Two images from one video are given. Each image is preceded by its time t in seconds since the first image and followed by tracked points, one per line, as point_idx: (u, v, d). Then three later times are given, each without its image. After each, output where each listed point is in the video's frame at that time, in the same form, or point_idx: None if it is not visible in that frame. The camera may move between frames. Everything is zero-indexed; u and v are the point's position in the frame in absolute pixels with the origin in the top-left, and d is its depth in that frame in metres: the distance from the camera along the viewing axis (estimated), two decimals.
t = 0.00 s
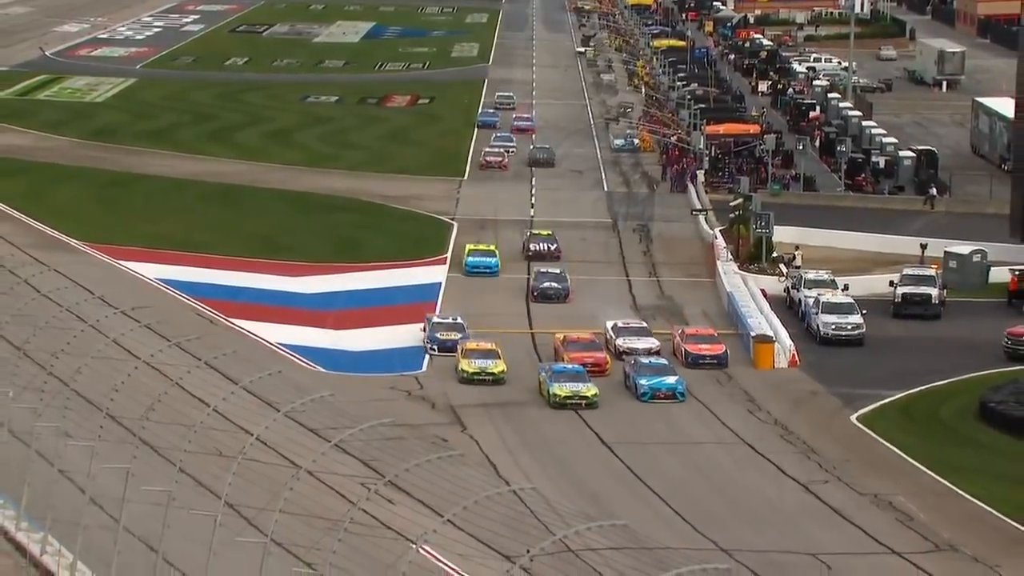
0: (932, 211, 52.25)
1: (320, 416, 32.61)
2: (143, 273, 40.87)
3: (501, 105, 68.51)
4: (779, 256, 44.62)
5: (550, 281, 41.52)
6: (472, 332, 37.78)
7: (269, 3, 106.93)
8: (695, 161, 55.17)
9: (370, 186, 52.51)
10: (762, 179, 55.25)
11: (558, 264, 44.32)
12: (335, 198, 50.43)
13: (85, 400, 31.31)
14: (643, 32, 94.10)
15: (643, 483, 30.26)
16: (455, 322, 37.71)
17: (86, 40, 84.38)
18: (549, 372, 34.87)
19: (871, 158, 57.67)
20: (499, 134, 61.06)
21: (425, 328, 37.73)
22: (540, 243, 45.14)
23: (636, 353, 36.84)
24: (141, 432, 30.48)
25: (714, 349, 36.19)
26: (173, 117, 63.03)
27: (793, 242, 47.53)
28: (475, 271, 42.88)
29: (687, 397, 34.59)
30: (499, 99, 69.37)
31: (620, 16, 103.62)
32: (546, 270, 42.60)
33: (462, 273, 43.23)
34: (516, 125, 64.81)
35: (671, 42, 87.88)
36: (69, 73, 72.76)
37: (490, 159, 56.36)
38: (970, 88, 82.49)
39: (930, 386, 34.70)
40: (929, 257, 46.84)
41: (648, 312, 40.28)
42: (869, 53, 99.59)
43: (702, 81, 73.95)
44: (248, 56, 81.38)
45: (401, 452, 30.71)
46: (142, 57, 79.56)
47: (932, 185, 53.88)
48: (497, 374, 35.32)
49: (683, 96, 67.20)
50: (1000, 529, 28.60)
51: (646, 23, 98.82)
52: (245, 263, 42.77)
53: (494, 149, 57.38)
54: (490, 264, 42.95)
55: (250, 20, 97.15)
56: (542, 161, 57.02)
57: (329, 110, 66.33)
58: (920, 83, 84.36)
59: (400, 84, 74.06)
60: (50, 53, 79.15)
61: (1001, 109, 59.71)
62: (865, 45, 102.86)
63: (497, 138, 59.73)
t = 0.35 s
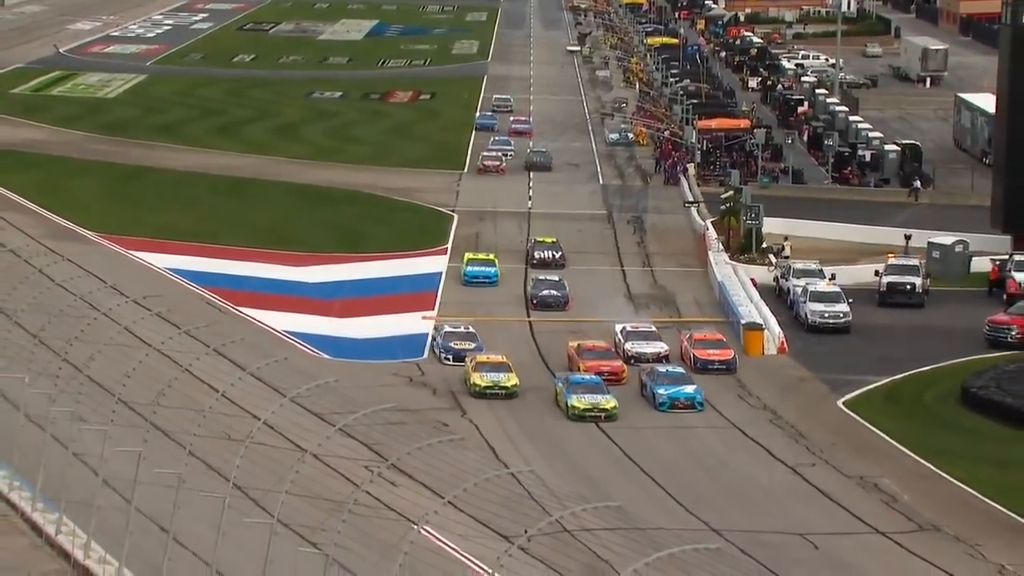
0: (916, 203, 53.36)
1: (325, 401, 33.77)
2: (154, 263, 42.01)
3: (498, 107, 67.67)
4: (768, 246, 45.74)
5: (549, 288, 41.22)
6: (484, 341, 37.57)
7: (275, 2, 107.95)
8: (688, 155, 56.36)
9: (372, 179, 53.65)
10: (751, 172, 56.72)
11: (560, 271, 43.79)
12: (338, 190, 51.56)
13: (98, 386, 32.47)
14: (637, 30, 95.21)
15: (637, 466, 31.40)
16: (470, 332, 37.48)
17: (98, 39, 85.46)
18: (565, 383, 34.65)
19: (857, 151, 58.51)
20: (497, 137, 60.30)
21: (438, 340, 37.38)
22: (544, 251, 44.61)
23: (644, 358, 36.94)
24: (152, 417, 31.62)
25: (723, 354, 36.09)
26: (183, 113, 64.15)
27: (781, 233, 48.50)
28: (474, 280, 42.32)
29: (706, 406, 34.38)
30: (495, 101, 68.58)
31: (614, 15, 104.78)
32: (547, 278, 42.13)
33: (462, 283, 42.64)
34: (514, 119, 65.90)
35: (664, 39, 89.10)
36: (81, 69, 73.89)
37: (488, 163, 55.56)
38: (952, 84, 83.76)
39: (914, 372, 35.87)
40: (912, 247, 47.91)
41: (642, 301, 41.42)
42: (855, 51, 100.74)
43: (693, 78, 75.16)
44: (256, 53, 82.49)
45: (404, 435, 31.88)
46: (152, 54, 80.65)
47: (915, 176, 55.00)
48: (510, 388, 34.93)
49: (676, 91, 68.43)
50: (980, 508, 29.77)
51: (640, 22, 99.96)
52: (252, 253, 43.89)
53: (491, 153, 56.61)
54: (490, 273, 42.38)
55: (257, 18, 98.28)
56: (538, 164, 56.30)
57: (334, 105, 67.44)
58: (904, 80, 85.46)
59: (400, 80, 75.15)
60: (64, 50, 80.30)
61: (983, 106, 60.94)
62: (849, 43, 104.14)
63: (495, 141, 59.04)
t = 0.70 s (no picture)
0: (896, 193, 54.98)
1: (330, 384, 35.34)
2: (168, 251, 43.57)
3: (496, 110, 67.45)
4: (755, 237, 47.33)
5: (550, 294, 41.24)
6: (502, 348, 37.58)
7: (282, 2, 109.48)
8: (678, 149, 58.04)
9: (375, 171, 55.19)
10: (739, 165, 58.31)
11: (563, 278, 43.78)
12: (343, 182, 53.13)
13: (114, 370, 34.00)
14: (629, 28, 96.89)
15: (629, 446, 32.91)
16: (484, 338, 37.60)
17: (113, 37, 86.95)
18: (586, 394, 34.51)
19: (840, 145, 60.08)
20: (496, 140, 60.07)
21: (456, 349, 37.26)
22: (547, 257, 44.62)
23: (652, 360, 37.22)
24: (167, 398, 33.23)
25: (731, 358, 36.43)
26: (194, 108, 65.70)
27: (770, 223, 50.19)
28: (473, 289, 42.13)
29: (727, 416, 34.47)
30: (493, 104, 68.36)
31: (608, 14, 106.52)
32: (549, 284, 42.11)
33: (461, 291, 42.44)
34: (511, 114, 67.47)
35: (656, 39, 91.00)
36: (97, 66, 75.48)
37: (485, 165, 55.33)
38: (932, 80, 85.52)
39: (893, 355, 37.48)
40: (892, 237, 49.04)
41: (634, 288, 43.00)
42: (838, 48, 102.60)
43: (684, 75, 77.02)
44: (265, 51, 83.96)
45: (406, 416, 33.48)
46: (166, 52, 82.10)
47: (895, 170, 56.59)
48: (528, 400, 34.80)
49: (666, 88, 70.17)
50: (955, 484, 31.35)
51: (634, 22, 101.63)
52: (261, 242, 45.46)
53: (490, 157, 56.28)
54: (489, 281, 42.16)
55: (267, 17, 99.80)
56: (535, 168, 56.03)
57: (339, 100, 69.03)
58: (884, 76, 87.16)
59: (401, 76, 76.75)
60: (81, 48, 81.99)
61: (959, 100, 62.55)
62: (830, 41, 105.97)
63: (493, 144, 58.76)
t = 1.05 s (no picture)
0: (869, 183, 57.23)
1: (339, 362, 37.69)
2: (186, 237, 45.89)
3: (492, 112, 67.99)
4: (737, 224, 49.68)
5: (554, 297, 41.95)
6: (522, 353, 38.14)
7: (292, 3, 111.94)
8: (665, 143, 60.49)
9: (380, 162, 57.54)
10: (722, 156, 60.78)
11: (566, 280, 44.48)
12: (349, 172, 55.44)
13: (137, 349, 36.26)
14: (619, 28, 99.58)
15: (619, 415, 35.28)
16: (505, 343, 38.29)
17: (134, 36, 89.39)
18: (611, 403, 34.75)
19: (817, 138, 62.07)
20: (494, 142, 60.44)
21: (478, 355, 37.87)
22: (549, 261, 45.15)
23: (657, 357, 38.18)
24: (186, 374, 35.55)
25: (736, 358, 37.49)
26: (210, 103, 67.99)
27: (750, 212, 52.56)
28: (475, 295, 42.67)
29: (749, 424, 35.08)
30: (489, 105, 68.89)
31: (599, 14, 109.29)
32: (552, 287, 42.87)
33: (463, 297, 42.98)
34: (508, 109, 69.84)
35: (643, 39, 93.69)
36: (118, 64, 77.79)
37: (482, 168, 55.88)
38: (903, 77, 88.19)
39: (867, 335, 39.84)
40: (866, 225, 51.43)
41: (624, 273, 45.33)
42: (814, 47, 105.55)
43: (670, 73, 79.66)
44: (276, 49, 86.28)
45: (409, 393, 35.80)
46: (184, 50, 84.39)
47: (869, 161, 59.05)
48: (550, 408, 35.09)
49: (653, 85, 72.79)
50: (921, 453, 33.70)
51: (624, 23, 104.35)
52: (273, 229, 47.76)
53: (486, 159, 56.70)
54: (490, 287, 42.70)
55: (280, 17, 102.30)
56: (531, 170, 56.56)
57: (345, 95, 71.36)
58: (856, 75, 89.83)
59: (405, 72, 79.20)
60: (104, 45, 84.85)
61: (927, 96, 64.98)
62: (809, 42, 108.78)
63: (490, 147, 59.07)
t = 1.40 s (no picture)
0: (842, 176, 59.97)
1: (346, 343, 40.16)
2: (203, 226, 48.46)
3: (489, 116, 68.61)
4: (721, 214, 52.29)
5: (562, 302, 42.98)
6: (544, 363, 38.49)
7: (299, 9, 115.23)
8: (653, 138, 63.34)
9: (383, 155, 60.12)
10: (706, 149, 63.69)
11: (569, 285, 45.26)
12: (355, 165, 58.02)
13: (156, 330, 38.66)
14: (608, 31, 103.00)
15: (606, 392, 37.66)
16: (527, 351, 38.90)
17: (153, 38, 92.46)
18: (641, 416, 34.48)
19: (794, 132, 64.91)
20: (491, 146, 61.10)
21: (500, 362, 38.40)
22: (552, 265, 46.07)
23: (662, 357, 39.19)
24: (205, 352, 38.10)
25: (745, 360, 38.68)
26: (224, 99, 70.68)
27: (733, 202, 55.09)
28: (479, 302, 43.37)
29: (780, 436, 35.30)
30: (485, 110, 69.53)
31: (591, 19, 112.84)
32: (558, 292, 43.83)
33: (467, 304, 43.64)
34: (504, 106, 72.62)
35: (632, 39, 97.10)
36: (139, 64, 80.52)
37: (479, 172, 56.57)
38: (877, 77, 91.42)
39: (841, 318, 42.41)
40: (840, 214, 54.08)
41: (614, 259, 47.88)
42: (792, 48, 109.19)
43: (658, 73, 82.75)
44: (288, 49, 89.15)
45: (412, 372, 38.22)
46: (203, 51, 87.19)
47: (843, 154, 61.82)
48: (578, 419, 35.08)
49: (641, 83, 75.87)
50: (890, 428, 36.05)
51: (614, 27, 107.87)
52: (284, 218, 50.32)
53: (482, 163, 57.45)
54: (494, 294, 43.43)
55: (291, 20, 105.49)
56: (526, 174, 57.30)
57: (353, 92, 74.13)
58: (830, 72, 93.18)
59: (410, 70, 82.12)
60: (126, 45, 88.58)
61: (897, 93, 67.77)
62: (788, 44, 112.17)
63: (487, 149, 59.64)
